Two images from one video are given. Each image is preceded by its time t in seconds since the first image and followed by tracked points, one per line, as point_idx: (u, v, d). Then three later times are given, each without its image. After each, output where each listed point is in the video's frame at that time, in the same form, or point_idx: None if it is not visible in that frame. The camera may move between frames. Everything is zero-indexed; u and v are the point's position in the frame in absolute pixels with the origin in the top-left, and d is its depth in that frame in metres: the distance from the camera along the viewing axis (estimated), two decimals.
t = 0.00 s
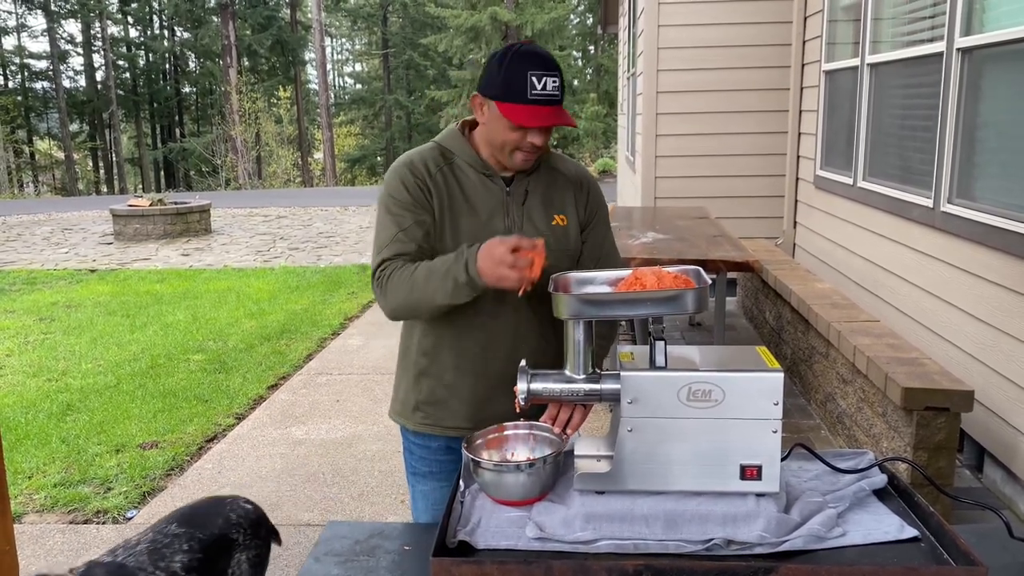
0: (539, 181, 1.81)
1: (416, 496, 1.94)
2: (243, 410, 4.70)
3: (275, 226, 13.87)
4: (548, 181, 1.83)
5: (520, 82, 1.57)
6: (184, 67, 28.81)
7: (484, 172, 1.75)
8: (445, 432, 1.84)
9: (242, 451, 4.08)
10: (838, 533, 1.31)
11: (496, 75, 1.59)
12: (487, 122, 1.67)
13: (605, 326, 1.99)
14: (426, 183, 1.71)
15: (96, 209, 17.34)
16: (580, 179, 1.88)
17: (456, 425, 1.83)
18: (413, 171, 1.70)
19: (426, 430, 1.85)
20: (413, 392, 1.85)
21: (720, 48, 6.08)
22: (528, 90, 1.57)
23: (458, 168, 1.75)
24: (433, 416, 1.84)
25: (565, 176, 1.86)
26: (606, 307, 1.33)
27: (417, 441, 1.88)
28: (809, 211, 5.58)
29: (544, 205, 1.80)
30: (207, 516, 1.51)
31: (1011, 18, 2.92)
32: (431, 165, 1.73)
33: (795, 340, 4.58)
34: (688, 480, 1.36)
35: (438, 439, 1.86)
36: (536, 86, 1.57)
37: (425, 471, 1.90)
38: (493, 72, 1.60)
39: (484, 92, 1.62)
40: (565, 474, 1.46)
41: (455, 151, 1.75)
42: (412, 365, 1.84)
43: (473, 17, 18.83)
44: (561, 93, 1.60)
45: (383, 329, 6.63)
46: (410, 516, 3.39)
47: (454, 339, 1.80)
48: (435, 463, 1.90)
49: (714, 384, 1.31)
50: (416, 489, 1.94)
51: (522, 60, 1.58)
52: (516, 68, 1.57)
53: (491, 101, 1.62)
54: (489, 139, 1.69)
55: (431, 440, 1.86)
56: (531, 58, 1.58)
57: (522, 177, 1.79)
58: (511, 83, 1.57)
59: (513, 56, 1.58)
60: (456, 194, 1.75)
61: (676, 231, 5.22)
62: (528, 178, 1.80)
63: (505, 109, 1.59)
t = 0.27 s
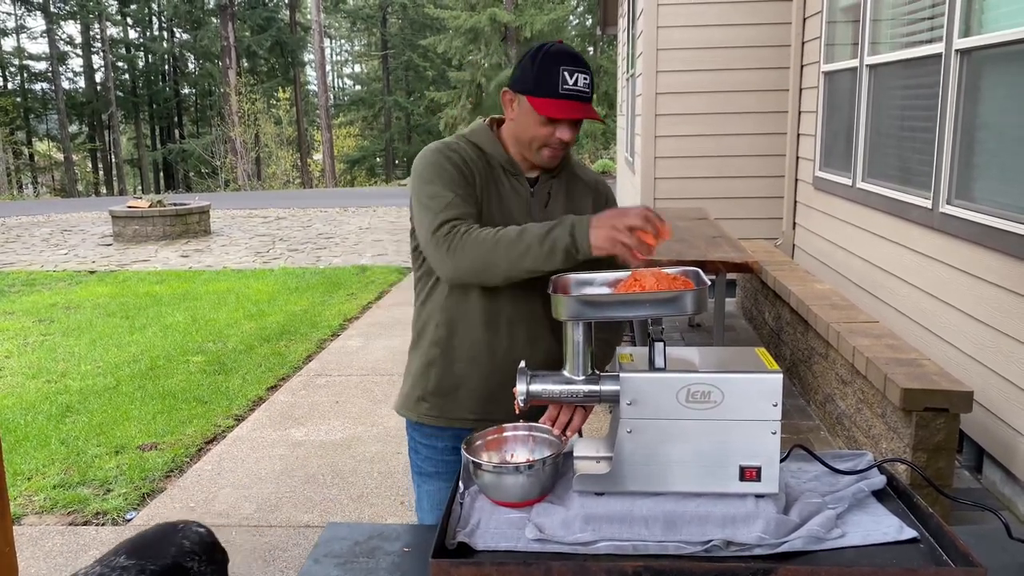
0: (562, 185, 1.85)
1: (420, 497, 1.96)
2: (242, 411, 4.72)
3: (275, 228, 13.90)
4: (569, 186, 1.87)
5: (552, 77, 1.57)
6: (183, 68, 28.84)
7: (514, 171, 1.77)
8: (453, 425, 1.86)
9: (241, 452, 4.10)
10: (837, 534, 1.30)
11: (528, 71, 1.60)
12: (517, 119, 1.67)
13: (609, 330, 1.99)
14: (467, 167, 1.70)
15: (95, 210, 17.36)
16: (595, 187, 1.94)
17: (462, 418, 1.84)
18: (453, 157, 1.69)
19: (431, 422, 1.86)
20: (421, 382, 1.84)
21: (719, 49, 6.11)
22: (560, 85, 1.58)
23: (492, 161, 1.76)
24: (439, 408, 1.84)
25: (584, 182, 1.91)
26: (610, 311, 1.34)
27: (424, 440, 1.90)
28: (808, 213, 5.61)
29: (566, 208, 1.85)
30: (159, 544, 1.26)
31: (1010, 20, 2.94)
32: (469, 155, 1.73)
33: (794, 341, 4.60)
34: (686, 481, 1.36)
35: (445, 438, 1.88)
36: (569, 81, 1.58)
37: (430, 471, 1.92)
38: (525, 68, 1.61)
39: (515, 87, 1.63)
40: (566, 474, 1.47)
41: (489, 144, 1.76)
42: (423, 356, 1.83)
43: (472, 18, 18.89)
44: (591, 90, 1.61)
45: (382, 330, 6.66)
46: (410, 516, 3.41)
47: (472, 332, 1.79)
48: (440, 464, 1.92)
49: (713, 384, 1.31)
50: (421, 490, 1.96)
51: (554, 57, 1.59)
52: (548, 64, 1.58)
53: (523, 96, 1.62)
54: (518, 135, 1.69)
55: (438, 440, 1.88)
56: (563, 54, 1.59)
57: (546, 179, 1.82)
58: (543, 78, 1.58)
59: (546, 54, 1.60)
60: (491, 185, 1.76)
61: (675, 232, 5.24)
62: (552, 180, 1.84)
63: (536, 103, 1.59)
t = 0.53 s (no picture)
0: (573, 187, 1.85)
1: (424, 497, 1.95)
2: (242, 412, 4.72)
3: (274, 228, 13.90)
4: (581, 188, 1.86)
5: (562, 81, 1.54)
6: (182, 69, 28.84)
7: (526, 171, 1.77)
8: (458, 424, 1.85)
9: (240, 453, 4.10)
10: (836, 534, 1.29)
11: (540, 72, 1.57)
12: (528, 120, 1.66)
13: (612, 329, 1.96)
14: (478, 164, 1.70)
15: (93, 211, 17.36)
16: (607, 190, 1.93)
17: (471, 418, 1.83)
18: (464, 152, 1.68)
19: (441, 421, 1.85)
20: (432, 380, 1.84)
21: (718, 50, 6.11)
22: (569, 90, 1.54)
23: (504, 161, 1.75)
24: (449, 406, 1.83)
25: (596, 185, 1.90)
26: (609, 313, 1.32)
27: (427, 439, 1.90)
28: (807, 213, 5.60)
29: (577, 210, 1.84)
30: None
31: (1008, 21, 2.94)
32: (480, 154, 1.72)
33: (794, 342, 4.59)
34: (685, 482, 1.33)
35: (449, 438, 1.88)
36: (579, 87, 1.54)
37: (433, 472, 1.93)
38: (536, 69, 1.58)
39: (524, 89, 1.60)
40: (565, 475, 1.46)
41: (501, 144, 1.75)
42: (433, 355, 1.83)
43: (471, 19, 18.89)
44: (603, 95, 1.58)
45: (381, 331, 6.66)
46: (408, 516, 3.41)
47: (483, 329, 1.78)
48: (444, 464, 1.93)
49: (711, 384, 1.29)
50: (424, 490, 1.96)
51: (566, 59, 1.55)
52: (559, 68, 1.55)
53: (533, 97, 1.60)
54: (528, 137, 1.69)
55: (442, 440, 1.88)
56: (576, 56, 1.55)
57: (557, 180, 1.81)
58: (553, 81, 1.55)
59: (558, 56, 1.55)
60: (502, 184, 1.75)
61: (674, 232, 5.23)
62: (563, 182, 1.83)
63: (544, 107, 1.57)
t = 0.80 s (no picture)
0: (562, 186, 1.79)
1: (422, 498, 1.90)
2: (241, 413, 4.69)
3: (273, 229, 13.87)
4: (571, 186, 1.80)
5: (535, 85, 1.50)
6: (182, 69, 28.80)
7: (510, 173, 1.71)
8: (456, 427, 1.81)
9: (239, 453, 4.07)
10: (836, 535, 1.26)
11: (515, 75, 1.53)
12: (508, 123, 1.62)
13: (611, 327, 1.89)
14: (452, 178, 1.67)
15: (92, 212, 17.32)
16: (601, 186, 1.86)
17: (467, 423, 1.80)
18: (437, 164, 1.66)
19: (437, 427, 1.82)
20: (427, 387, 1.81)
21: (717, 50, 6.08)
22: (543, 94, 1.50)
23: (485, 165, 1.71)
24: (445, 413, 1.80)
25: (588, 182, 1.83)
26: (609, 312, 1.29)
27: (426, 439, 1.85)
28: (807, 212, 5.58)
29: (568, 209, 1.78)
30: None
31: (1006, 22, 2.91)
32: (458, 161, 1.69)
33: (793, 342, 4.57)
34: (685, 482, 1.30)
35: (448, 438, 1.82)
36: (552, 90, 1.50)
37: (432, 471, 1.87)
38: (513, 72, 1.55)
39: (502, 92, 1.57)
40: (566, 475, 1.42)
41: (481, 148, 1.71)
42: (427, 362, 1.80)
43: (471, 19, 18.85)
44: (580, 98, 1.52)
45: (380, 332, 6.63)
46: (407, 517, 3.38)
47: (472, 335, 1.75)
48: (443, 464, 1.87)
49: (710, 384, 1.26)
50: (423, 490, 1.91)
51: (541, 62, 1.51)
52: (534, 70, 1.51)
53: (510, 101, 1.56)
54: (509, 141, 1.65)
55: (440, 439, 1.83)
56: (549, 59, 1.51)
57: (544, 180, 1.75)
58: (527, 85, 1.51)
59: (534, 57, 1.51)
60: (481, 191, 1.70)
61: (674, 232, 5.20)
62: (551, 181, 1.77)
63: (519, 111, 1.53)
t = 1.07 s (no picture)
0: (545, 182, 1.71)
1: (421, 497, 1.88)
2: (240, 413, 4.65)
3: (272, 229, 13.82)
4: (554, 182, 1.72)
5: (488, 101, 1.47)
6: (180, 70, 28.72)
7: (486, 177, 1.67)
8: (451, 432, 1.79)
9: (238, 454, 4.03)
10: (835, 534, 1.23)
11: (475, 84, 1.50)
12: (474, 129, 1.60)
13: (610, 325, 1.79)
14: (425, 196, 1.64)
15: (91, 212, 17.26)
16: (587, 178, 1.77)
17: (462, 427, 1.78)
18: (408, 180, 1.64)
19: (432, 430, 1.80)
20: (421, 392, 1.80)
21: (715, 49, 6.05)
22: (495, 110, 1.47)
23: (459, 173, 1.67)
24: (439, 417, 1.79)
25: (573, 176, 1.75)
26: (606, 312, 1.26)
27: (423, 439, 1.83)
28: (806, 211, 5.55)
29: (551, 206, 1.71)
30: None
31: (1005, 21, 2.88)
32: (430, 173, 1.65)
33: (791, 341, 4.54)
34: (684, 482, 1.27)
35: (444, 440, 1.80)
36: (503, 107, 1.46)
37: (430, 471, 1.85)
38: (476, 79, 1.51)
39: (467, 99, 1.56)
40: (565, 476, 1.38)
41: (457, 157, 1.68)
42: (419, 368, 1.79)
43: (470, 19, 18.78)
44: (534, 114, 1.46)
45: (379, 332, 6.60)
46: (406, 518, 3.35)
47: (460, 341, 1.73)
48: (442, 463, 1.85)
49: (709, 382, 1.23)
50: (420, 490, 1.88)
51: (496, 74, 1.45)
52: (488, 83, 1.47)
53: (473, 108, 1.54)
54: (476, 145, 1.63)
55: (437, 439, 1.80)
56: (504, 72, 1.45)
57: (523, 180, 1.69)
58: (481, 98, 1.48)
59: (491, 68, 1.46)
60: (456, 204, 1.66)
61: (674, 231, 5.17)
62: (532, 180, 1.70)
63: (475, 123, 1.51)
